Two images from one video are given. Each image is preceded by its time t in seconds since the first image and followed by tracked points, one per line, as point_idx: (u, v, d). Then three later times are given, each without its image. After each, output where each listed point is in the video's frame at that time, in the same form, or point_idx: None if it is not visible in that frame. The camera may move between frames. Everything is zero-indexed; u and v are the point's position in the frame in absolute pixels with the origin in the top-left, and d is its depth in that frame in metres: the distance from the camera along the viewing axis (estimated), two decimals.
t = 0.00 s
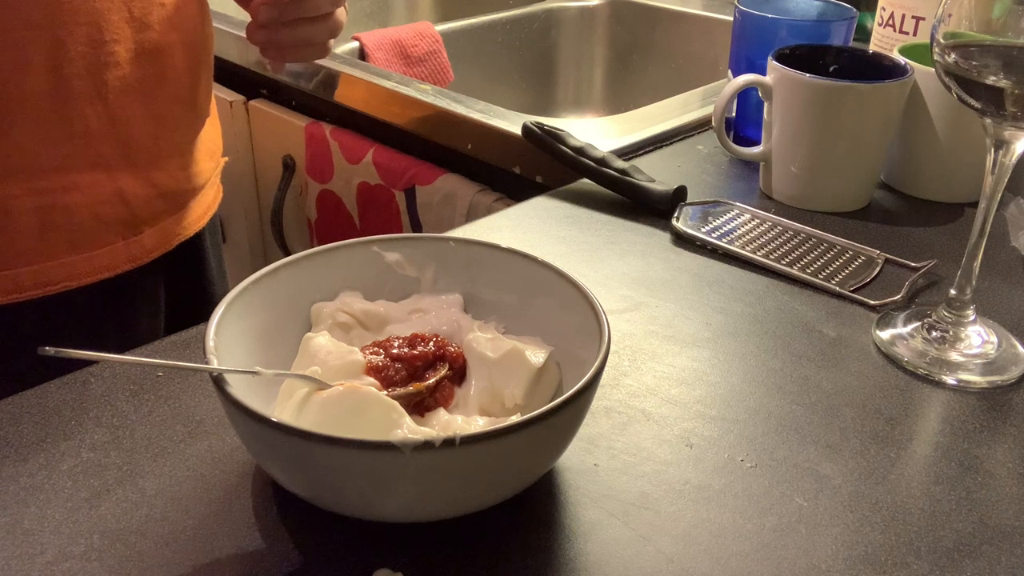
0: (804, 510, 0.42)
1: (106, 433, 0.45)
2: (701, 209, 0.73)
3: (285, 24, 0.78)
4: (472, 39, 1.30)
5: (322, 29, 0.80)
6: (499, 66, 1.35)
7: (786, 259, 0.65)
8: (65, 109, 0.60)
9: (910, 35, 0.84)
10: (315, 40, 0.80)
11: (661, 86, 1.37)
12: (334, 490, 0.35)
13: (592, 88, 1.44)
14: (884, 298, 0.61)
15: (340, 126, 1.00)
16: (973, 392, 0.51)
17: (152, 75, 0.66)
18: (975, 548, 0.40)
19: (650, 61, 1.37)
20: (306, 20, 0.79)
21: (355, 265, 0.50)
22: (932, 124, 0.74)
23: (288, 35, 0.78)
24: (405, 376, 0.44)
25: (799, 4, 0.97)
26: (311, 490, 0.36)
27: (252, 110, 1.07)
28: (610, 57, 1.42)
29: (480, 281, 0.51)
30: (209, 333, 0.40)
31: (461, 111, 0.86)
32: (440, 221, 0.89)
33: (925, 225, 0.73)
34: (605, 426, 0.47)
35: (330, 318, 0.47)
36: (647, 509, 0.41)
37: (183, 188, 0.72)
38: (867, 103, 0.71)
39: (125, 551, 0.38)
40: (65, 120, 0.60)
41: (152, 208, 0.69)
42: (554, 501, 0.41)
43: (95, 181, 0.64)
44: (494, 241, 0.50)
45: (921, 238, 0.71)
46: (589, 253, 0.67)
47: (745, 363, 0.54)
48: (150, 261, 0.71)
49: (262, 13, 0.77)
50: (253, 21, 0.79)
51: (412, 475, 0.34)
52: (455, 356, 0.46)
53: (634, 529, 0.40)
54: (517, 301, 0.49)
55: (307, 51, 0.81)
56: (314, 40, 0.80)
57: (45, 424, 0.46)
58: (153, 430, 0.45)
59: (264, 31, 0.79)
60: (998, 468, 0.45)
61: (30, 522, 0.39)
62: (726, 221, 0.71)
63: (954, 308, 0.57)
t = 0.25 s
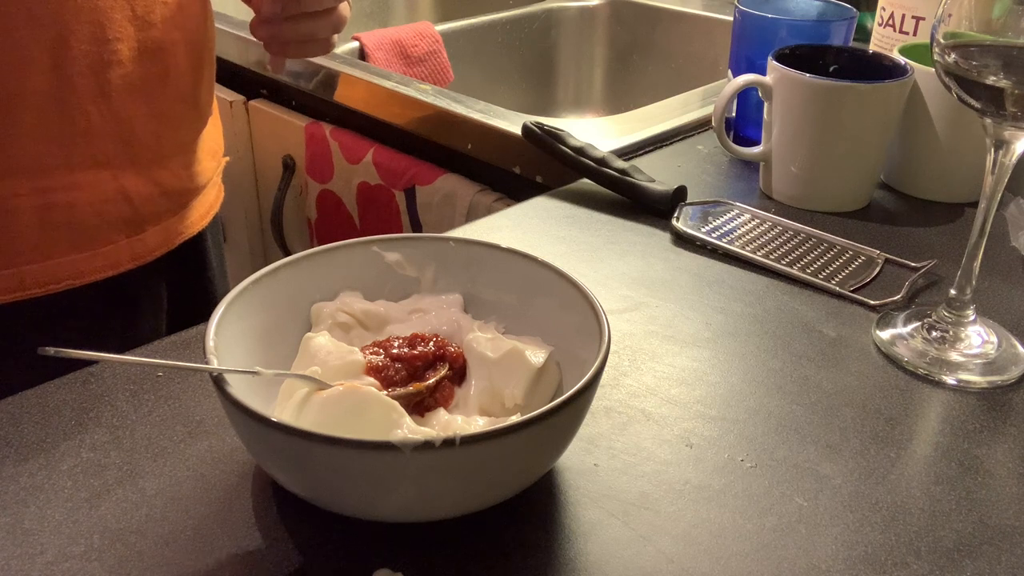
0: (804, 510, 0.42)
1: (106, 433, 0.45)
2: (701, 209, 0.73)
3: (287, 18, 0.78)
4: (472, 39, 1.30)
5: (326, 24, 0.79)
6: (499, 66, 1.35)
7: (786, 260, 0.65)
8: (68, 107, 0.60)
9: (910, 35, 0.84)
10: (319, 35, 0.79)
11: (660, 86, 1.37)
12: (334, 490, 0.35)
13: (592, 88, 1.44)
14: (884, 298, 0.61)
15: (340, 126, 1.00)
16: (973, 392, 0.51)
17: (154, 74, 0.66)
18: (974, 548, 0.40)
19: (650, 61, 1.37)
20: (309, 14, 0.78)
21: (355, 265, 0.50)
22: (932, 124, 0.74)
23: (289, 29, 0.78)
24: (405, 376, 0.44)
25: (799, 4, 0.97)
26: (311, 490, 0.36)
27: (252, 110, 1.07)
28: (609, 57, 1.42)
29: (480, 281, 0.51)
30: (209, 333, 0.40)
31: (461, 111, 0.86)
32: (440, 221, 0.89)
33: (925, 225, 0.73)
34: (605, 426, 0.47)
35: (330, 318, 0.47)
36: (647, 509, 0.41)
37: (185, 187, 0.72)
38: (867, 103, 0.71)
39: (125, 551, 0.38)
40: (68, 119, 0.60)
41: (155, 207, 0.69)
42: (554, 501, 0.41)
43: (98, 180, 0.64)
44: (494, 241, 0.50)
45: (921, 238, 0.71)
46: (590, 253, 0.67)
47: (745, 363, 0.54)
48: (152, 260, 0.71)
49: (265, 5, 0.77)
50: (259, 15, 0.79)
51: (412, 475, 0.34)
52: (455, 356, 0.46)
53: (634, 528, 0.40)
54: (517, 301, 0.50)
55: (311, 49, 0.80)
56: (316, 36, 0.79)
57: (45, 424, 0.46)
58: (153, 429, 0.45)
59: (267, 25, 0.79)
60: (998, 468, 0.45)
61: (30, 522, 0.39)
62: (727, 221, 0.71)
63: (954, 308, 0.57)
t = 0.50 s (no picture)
0: (804, 510, 0.42)
1: (105, 433, 0.45)
2: (701, 209, 0.73)
3: (289, 14, 0.78)
4: (472, 39, 1.30)
5: (327, 19, 0.79)
6: (499, 65, 1.35)
7: (786, 260, 0.65)
8: (70, 106, 0.60)
9: (910, 35, 0.84)
10: (321, 30, 0.79)
11: (660, 86, 1.37)
12: (334, 490, 0.35)
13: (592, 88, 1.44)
14: (884, 298, 0.61)
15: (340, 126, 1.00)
16: (973, 392, 0.51)
17: (156, 73, 0.66)
18: (974, 548, 0.40)
19: (650, 61, 1.37)
20: (309, 9, 0.78)
21: (355, 265, 0.50)
22: (932, 124, 0.74)
23: (292, 25, 0.78)
24: (405, 376, 0.44)
25: (799, 4, 0.97)
26: (311, 490, 0.36)
27: (252, 110, 1.07)
28: (609, 57, 1.41)
29: (480, 281, 0.51)
30: (209, 333, 0.40)
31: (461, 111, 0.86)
32: (440, 221, 0.89)
33: (925, 225, 0.73)
34: (605, 426, 0.47)
35: (330, 318, 0.47)
36: (647, 509, 0.41)
37: (187, 186, 0.72)
38: (867, 103, 0.71)
39: (125, 551, 0.38)
40: (70, 117, 0.60)
41: (157, 206, 0.69)
42: (554, 501, 0.41)
43: (99, 178, 0.64)
44: (494, 241, 0.50)
45: (921, 238, 0.71)
46: (590, 253, 0.67)
47: (745, 363, 0.54)
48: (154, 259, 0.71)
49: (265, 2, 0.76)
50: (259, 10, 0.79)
51: (411, 475, 0.34)
52: (455, 356, 0.46)
53: (634, 529, 0.40)
54: (517, 301, 0.49)
55: (313, 43, 0.81)
56: (318, 31, 0.79)
57: (45, 425, 0.46)
58: (152, 430, 0.45)
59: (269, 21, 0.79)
60: (998, 468, 0.45)
61: (30, 522, 0.39)
62: (727, 221, 0.71)
63: (954, 308, 0.57)
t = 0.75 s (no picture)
0: (804, 510, 0.42)
1: (106, 433, 0.45)
2: (701, 209, 0.73)
3: (289, 11, 0.78)
4: (472, 39, 1.30)
5: (328, 17, 0.79)
6: (499, 65, 1.35)
7: (786, 260, 0.65)
8: (71, 105, 0.60)
9: (910, 35, 0.84)
10: (320, 28, 0.79)
11: (660, 86, 1.37)
12: (334, 490, 0.35)
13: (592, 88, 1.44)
14: (884, 298, 0.61)
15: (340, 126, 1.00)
16: (973, 392, 0.51)
17: (156, 72, 0.66)
18: (974, 548, 0.40)
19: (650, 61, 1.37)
20: (309, 7, 0.78)
21: (355, 265, 0.50)
22: (932, 124, 0.74)
23: (292, 22, 0.78)
24: (405, 376, 0.44)
25: (799, 4, 0.97)
26: (311, 490, 0.36)
27: (252, 110, 1.07)
28: (609, 57, 1.41)
29: (480, 281, 0.51)
30: (209, 333, 0.40)
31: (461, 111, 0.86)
32: (440, 221, 0.89)
33: (925, 225, 0.73)
34: (605, 426, 0.47)
35: (330, 318, 0.47)
36: (647, 509, 0.41)
37: (187, 185, 0.72)
38: (867, 103, 0.71)
39: (125, 551, 0.38)
40: (71, 116, 0.60)
41: (158, 205, 0.69)
42: (554, 501, 0.41)
43: (101, 178, 0.64)
44: (494, 241, 0.50)
45: (921, 238, 0.71)
46: (590, 253, 0.67)
47: (745, 363, 0.54)
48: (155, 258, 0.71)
49: None
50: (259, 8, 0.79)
51: (411, 475, 0.34)
52: (455, 356, 0.46)
53: (634, 529, 0.40)
54: (517, 301, 0.50)
55: (313, 41, 0.81)
56: (319, 28, 0.79)
57: (45, 425, 0.46)
58: (153, 430, 0.45)
59: (269, 18, 0.78)
60: (997, 468, 0.45)
61: (30, 522, 0.39)
62: (727, 221, 0.71)
63: (954, 308, 0.57)
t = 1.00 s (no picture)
0: (804, 510, 0.42)
1: (106, 433, 0.45)
2: (701, 209, 0.73)
3: (290, 6, 0.78)
4: (472, 39, 1.30)
5: (328, 13, 0.79)
6: (499, 65, 1.35)
7: (786, 260, 0.65)
8: (72, 104, 0.60)
9: (910, 35, 0.84)
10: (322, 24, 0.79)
11: (660, 86, 1.37)
12: (335, 490, 0.35)
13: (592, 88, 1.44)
14: (884, 298, 0.61)
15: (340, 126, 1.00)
16: (973, 392, 0.51)
17: (156, 71, 0.66)
18: (974, 548, 0.40)
19: (650, 61, 1.37)
20: (310, 2, 0.78)
21: (355, 265, 0.50)
22: (932, 124, 0.74)
23: (294, 18, 0.78)
24: (405, 376, 0.44)
25: (799, 4, 0.97)
26: (311, 490, 0.36)
27: (252, 110, 1.07)
28: (609, 57, 1.41)
29: (480, 280, 0.51)
30: (209, 333, 0.40)
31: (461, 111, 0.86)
32: (440, 221, 0.89)
33: (925, 225, 0.73)
34: (605, 426, 0.47)
35: (330, 318, 0.47)
36: (647, 509, 0.41)
37: (188, 185, 0.72)
38: (867, 103, 0.71)
39: (125, 552, 0.38)
40: (71, 115, 0.60)
41: (159, 205, 0.69)
42: (554, 501, 0.41)
43: (102, 177, 0.64)
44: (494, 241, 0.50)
45: (921, 238, 0.71)
46: (590, 253, 0.67)
47: (745, 363, 0.54)
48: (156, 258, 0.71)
49: None
50: (259, 6, 0.79)
51: (411, 475, 0.34)
52: (455, 356, 0.46)
53: (634, 529, 0.40)
54: (517, 301, 0.50)
55: (316, 37, 0.81)
56: (320, 25, 0.79)
57: (44, 425, 0.45)
58: (153, 430, 0.45)
59: (271, 14, 0.78)
60: (997, 468, 0.45)
61: (30, 522, 0.39)
62: (726, 221, 0.71)
63: (954, 308, 0.57)
